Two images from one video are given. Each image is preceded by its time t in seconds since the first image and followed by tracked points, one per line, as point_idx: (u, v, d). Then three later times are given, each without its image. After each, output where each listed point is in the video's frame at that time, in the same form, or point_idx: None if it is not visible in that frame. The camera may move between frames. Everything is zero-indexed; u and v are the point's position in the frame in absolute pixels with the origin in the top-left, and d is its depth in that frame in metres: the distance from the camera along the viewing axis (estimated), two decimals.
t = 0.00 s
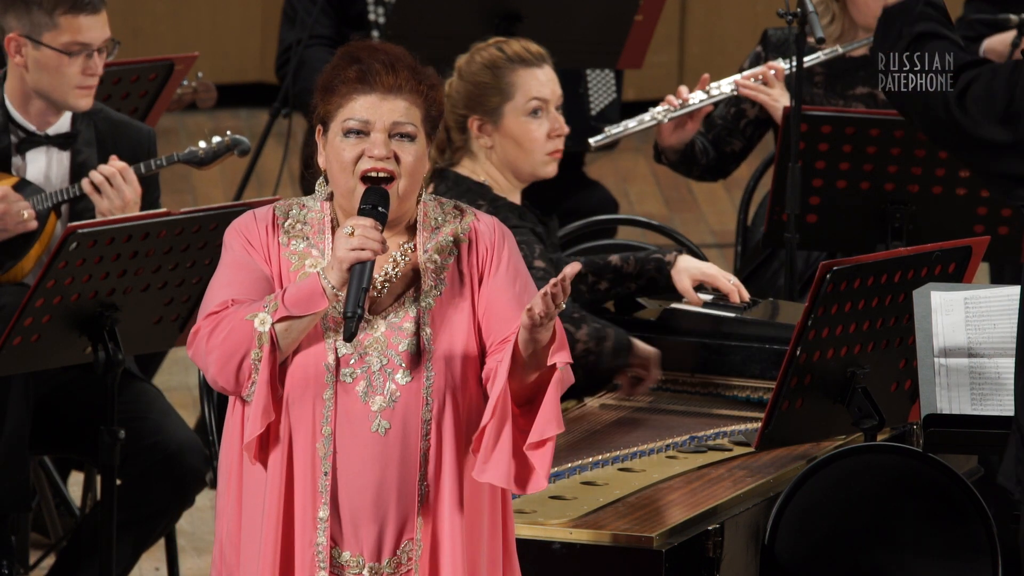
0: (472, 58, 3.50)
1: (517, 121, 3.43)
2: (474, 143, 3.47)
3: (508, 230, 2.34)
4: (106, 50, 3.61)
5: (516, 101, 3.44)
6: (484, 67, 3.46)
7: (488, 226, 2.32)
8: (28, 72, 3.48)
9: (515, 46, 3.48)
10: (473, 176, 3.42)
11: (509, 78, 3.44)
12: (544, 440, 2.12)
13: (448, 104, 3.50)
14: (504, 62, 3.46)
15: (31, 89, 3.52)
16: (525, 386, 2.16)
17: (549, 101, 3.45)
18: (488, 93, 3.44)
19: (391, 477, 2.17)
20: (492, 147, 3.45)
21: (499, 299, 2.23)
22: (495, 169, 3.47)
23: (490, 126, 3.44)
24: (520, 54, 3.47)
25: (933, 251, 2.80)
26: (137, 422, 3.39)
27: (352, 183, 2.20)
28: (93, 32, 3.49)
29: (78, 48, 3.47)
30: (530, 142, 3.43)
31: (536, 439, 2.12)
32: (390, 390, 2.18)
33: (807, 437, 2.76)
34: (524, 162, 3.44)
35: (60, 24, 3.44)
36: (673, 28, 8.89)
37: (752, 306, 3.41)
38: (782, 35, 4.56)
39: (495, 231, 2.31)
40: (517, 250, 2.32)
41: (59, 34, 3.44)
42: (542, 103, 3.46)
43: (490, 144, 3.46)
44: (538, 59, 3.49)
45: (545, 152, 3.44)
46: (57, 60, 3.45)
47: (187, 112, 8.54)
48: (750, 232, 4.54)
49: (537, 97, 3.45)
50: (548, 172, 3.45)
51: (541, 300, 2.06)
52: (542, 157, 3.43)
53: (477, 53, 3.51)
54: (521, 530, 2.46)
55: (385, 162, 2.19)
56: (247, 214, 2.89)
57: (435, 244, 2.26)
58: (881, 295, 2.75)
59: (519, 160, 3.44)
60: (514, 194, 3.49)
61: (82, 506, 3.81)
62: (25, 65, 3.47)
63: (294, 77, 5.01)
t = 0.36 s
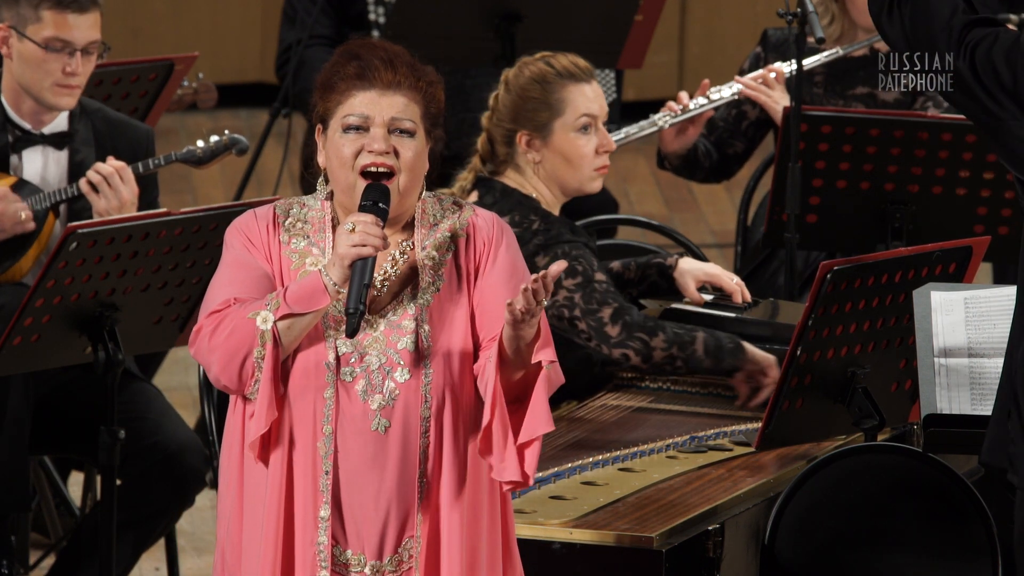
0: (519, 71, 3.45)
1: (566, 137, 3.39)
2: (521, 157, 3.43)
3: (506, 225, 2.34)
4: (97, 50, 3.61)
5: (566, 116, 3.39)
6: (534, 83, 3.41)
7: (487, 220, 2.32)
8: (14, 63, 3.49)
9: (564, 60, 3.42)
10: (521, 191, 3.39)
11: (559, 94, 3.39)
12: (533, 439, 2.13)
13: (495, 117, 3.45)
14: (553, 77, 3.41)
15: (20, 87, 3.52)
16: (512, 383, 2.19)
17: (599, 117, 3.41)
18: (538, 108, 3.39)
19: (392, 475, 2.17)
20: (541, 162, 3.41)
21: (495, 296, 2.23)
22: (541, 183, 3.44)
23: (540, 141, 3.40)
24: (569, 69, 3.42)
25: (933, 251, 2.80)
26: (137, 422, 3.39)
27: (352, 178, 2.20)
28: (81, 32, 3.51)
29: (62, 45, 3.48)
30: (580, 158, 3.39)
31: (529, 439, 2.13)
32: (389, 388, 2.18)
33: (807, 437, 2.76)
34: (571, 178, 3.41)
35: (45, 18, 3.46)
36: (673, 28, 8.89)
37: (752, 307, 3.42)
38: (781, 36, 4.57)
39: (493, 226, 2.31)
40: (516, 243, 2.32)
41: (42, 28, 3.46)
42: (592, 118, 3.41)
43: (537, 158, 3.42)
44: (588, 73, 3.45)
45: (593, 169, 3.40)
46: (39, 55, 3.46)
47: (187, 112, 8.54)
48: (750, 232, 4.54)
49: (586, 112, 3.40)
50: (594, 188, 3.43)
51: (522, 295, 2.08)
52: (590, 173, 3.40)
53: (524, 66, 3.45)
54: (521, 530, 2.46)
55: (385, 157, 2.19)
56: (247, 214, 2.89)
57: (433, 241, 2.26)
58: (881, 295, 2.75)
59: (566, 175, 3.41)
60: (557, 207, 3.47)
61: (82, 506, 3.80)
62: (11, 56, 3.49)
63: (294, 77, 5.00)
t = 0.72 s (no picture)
0: (510, 70, 3.42)
1: (561, 134, 3.36)
2: (516, 157, 3.40)
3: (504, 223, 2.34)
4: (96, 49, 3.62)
5: (560, 114, 3.36)
6: (526, 81, 3.37)
7: (485, 218, 2.32)
8: (12, 62, 3.50)
9: (555, 57, 3.39)
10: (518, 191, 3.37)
11: (552, 92, 3.36)
12: (519, 443, 2.14)
13: (488, 116, 3.43)
14: (546, 74, 3.37)
15: (19, 86, 3.53)
16: (500, 387, 2.19)
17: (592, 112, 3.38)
18: (532, 107, 3.36)
19: (389, 472, 2.17)
20: (537, 160, 3.38)
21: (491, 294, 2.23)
22: (538, 181, 3.41)
23: (535, 139, 3.37)
24: (559, 64, 3.38)
25: (933, 251, 2.80)
26: (137, 422, 3.39)
27: (349, 171, 2.20)
28: (79, 30, 3.52)
29: (59, 43, 3.49)
30: (575, 155, 3.37)
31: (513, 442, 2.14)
32: (386, 385, 2.18)
33: (807, 437, 2.76)
34: (567, 175, 3.39)
35: (42, 16, 3.47)
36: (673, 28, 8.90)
37: (752, 306, 3.43)
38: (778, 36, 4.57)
39: (491, 224, 2.31)
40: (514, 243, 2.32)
41: (40, 26, 3.47)
42: (586, 114, 3.39)
43: (533, 156, 3.39)
44: (580, 68, 3.41)
45: (588, 164, 3.39)
46: (37, 53, 3.47)
47: (187, 112, 8.55)
48: (750, 232, 4.54)
49: (579, 109, 3.38)
50: (590, 182, 3.42)
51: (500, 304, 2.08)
52: (587, 169, 3.38)
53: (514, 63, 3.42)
54: (521, 530, 2.46)
55: (381, 148, 2.18)
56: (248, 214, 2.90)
57: (430, 238, 2.26)
58: (881, 295, 2.75)
59: (562, 172, 3.39)
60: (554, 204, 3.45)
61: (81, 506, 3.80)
62: (9, 55, 3.50)
63: (294, 77, 5.01)
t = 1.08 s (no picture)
0: (452, 53, 3.40)
1: (507, 115, 3.35)
2: (462, 140, 3.35)
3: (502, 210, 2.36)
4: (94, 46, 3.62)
5: (506, 94, 3.35)
6: (471, 63, 3.38)
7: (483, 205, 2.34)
8: (10, 60, 3.50)
9: (499, 39, 3.40)
10: (470, 174, 3.30)
11: (497, 73, 3.37)
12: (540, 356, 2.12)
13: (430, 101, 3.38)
14: (490, 56, 3.38)
15: (18, 84, 3.53)
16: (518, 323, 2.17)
17: (537, 93, 3.39)
18: (477, 88, 3.35)
19: (388, 452, 2.18)
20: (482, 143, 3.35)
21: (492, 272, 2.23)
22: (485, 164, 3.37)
23: (481, 121, 3.35)
24: (502, 46, 3.40)
25: (933, 251, 2.80)
26: (137, 423, 3.39)
27: (346, 161, 2.20)
28: (77, 26, 3.52)
29: (57, 39, 3.50)
30: (521, 136, 3.36)
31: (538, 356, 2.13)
32: (384, 365, 2.18)
33: (808, 436, 2.76)
34: (512, 155, 3.37)
35: (39, 12, 3.47)
36: (673, 28, 8.90)
37: (752, 306, 3.44)
38: (772, 33, 4.57)
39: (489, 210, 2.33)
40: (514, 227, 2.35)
41: (38, 22, 3.48)
42: (530, 96, 3.39)
43: (479, 139, 3.36)
44: (523, 52, 3.43)
45: (534, 145, 3.38)
46: (36, 49, 3.47)
47: (187, 113, 8.55)
48: (750, 231, 4.54)
49: (525, 89, 3.37)
50: (536, 164, 3.40)
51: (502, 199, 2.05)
52: (533, 150, 3.37)
53: (457, 48, 3.40)
54: (521, 530, 2.46)
55: (379, 141, 2.19)
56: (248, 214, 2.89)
57: (430, 224, 2.27)
58: (882, 295, 2.75)
59: (506, 153, 3.37)
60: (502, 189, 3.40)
61: (81, 506, 3.80)
62: (8, 54, 3.50)
63: (294, 78, 5.01)
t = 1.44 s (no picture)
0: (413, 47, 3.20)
1: (466, 113, 3.16)
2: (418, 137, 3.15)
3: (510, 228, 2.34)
4: (93, 42, 3.61)
5: (467, 91, 3.16)
6: (431, 59, 3.17)
7: (490, 222, 2.32)
8: (9, 60, 3.49)
9: (462, 34, 3.19)
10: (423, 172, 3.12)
11: (458, 70, 3.16)
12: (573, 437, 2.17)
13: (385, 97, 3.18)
14: (451, 52, 3.18)
15: (18, 83, 3.52)
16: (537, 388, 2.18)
17: (499, 91, 3.19)
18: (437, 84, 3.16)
19: (388, 476, 2.17)
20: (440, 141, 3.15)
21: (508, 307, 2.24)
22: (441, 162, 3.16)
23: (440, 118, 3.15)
24: (466, 42, 3.19)
25: (933, 251, 2.81)
26: (137, 422, 3.39)
27: (349, 189, 2.20)
28: (76, 21, 3.51)
29: (55, 34, 3.49)
30: (481, 134, 3.16)
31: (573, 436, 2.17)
32: (389, 386, 2.19)
33: (807, 437, 2.76)
34: (470, 153, 3.17)
35: (37, 8, 3.47)
36: (673, 29, 8.91)
37: (752, 307, 3.43)
38: (762, 44, 4.61)
39: (496, 229, 2.31)
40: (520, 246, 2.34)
41: (36, 19, 3.47)
42: (492, 93, 3.19)
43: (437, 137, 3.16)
44: (486, 48, 3.21)
45: (494, 142, 3.16)
46: (34, 46, 3.47)
47: (187, 112, 8.55)
48: (749, 232, 4.54)
49: (486, 87, 3.17)
50: (496, 162, 3.18)
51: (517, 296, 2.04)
52: (492, 147, 3.16)
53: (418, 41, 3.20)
54: (520, 530, 2.46)
55: (381, 175, 2.19)
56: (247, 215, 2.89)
57: (438, 244, 2.27)
58: (882, 295, 2.75)
59: (465, 151, 3.17)
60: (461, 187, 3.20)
61: (81, 506, 3.80)
62: (7, 53, 3.49)
63: (294, 77, 5.01)
